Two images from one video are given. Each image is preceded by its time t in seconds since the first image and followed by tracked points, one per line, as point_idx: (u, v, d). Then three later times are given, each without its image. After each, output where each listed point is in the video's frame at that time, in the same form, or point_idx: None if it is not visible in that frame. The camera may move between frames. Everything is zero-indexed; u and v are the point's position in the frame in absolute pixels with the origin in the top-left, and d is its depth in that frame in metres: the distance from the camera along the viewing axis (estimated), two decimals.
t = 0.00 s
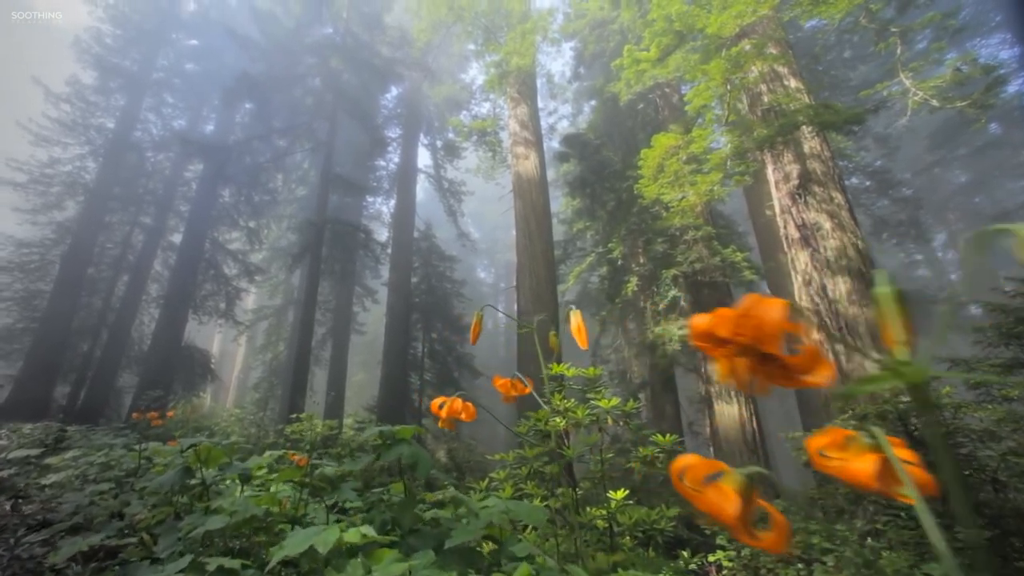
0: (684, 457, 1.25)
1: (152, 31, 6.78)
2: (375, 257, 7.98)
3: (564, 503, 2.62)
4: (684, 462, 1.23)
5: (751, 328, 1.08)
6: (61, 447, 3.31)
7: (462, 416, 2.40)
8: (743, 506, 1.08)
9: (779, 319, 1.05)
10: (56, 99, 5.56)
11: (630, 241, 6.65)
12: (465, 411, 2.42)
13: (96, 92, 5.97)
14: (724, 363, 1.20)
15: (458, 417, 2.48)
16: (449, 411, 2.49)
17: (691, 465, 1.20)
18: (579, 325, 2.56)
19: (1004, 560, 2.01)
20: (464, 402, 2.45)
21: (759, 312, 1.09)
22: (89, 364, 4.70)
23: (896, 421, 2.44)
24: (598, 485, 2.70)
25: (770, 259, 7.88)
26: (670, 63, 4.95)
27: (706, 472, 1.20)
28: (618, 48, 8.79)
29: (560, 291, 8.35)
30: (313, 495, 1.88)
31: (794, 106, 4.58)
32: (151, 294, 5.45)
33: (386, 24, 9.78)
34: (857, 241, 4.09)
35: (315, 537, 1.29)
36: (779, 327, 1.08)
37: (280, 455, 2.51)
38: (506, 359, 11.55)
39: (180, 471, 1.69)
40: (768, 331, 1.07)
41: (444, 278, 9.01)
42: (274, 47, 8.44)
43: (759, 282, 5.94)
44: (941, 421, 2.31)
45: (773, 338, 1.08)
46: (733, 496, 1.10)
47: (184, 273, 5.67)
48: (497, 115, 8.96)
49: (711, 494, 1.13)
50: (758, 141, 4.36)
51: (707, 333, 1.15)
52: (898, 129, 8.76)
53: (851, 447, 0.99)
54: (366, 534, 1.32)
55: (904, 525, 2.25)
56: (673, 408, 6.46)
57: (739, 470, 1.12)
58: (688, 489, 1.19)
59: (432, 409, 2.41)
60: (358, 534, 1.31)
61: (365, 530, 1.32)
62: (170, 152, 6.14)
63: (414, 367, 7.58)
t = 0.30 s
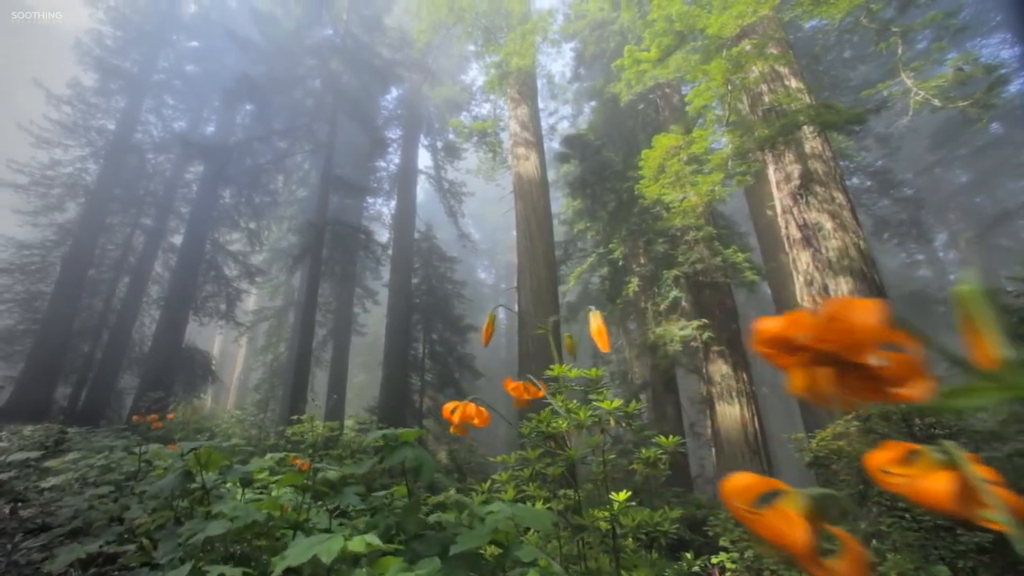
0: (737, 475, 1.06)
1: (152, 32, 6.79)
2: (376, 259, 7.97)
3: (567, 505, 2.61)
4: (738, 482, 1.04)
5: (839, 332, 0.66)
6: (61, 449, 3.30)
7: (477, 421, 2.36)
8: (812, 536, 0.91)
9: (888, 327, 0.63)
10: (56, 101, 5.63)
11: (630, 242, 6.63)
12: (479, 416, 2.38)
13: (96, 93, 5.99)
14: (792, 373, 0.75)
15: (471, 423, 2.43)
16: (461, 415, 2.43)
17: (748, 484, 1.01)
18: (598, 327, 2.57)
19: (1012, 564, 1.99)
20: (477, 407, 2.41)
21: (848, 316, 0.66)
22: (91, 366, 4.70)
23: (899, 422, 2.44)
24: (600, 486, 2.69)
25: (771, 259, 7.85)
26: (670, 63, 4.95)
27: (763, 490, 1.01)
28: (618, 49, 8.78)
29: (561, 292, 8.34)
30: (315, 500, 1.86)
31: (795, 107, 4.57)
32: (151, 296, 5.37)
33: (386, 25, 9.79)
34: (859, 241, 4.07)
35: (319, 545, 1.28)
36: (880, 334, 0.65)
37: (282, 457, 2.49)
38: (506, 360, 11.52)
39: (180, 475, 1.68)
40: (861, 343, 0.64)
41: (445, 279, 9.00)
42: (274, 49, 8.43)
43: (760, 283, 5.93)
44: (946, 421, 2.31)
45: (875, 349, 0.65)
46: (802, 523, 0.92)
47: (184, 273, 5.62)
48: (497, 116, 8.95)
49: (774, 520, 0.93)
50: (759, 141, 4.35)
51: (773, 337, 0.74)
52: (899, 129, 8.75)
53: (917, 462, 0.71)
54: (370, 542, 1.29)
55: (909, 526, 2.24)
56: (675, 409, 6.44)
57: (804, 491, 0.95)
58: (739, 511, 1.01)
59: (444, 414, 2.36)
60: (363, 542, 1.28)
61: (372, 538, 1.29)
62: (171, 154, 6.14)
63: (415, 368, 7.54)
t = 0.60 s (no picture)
0: (809, 495, 0.93)
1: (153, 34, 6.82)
2: (377, 260, 7.96)
3: (568, 507, 2.59)
4: (812, 503, 0.91)
5: (966, 330, 0.76)
6: (61, 451, 3.28)
7: (496, 424, 2.28)
8: None
9: (1023, 324, 0.70)
10: (58, 103, 5.63)
11: (631, 242, 6.64)
12: (496, 419, 2.31)
13: (98, 95, 6.01)
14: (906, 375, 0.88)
15: (487, 427, 2.34)
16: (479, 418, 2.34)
17: (823, 503, 0.88)
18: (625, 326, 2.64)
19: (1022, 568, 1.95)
20: (494, 410, 2.34)
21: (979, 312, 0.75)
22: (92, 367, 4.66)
23: (904, 423, 2.40)
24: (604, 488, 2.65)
25: (772, 259, 7.82)
26: (671, 63, 4.94)
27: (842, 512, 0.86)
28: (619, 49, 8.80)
29: (562, 293, 8.32)
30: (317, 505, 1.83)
31: (796, 106, 4.54)
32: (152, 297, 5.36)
33: (386, 26, 9.78)
34: (861, 241, 4.04)
35: (323, 553, 1.24)
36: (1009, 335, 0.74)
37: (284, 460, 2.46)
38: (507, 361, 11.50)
39: (180, 479, 1.66)
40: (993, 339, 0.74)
41: (446, 280, 8.96)
42: (274, 50, 8.42)
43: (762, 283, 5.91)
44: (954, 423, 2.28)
45: (1002, 349, 0.73)
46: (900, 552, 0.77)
47: (185, 274, 5.61)
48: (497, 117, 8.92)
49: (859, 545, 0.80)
50: (761, 142, 4.33)
51: (877, 333, 0.87)
52: (900, 129, 8.72)
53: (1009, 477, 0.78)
54: (376, 551, 1.24)
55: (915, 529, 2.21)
56: (676, 410, 6.42)
57: (893, 516, 0.82)
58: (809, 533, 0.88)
59: (461, 417, 2.27)
60: (367, 550, 1.23)
61: (376, 546, 1.25)
62: (172, 155, 6.15)
63: (416, 369, 7.51)
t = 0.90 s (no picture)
0: (915, 529, 0.96)
1: (153, 36, 6.85)
2: (377, 261, 7.95)
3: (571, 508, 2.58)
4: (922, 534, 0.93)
5: None
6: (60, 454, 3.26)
7: (514, 431, 1.97)
8: None
9: None
10: (59, 104, 5.61)
11: (632, 243, 6.64)
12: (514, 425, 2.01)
13: (98, 97, 6.02)
14: None
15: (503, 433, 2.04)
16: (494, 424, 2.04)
17: (931, 533, 0.91)
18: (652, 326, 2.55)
19: None
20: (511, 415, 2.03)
21: None
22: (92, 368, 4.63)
23: (909, 423, 2.37)
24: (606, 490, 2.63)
25: (774, 260, 7.79)
26: (672, 64, 4.93)
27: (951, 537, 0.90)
28: (618, 50, 8.83)
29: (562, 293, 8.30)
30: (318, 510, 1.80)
31: (797, 105, 4.51)
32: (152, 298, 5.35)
33: (386, 27, 9.77)
34: (863, 241, 4.03)
35: (328, 563, 1.17)
36: None
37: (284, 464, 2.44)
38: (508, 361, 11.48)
39: (180, 483, 1.65)
40: None
41: (446, 281, 8.93)
42: (274, 50, 8.41)
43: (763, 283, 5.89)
44: (959, 423, 2.25)
45: None
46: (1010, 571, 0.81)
47: (186, 276, 5.61)
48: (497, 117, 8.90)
49: (969, 573, 0.73)
50: (762, 142, 4.31)
51: None
52: (901, 129, 8.69)
53: None
54: (383, 560, 1.14)
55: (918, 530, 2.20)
56: (677, 411, 6.40)
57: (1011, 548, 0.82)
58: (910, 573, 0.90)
59: (476, 422, 1.98)
60: (372, 561, 1.12)
61: (383, 554, 1.13)
62: (172, 156, 6.17)
63: (417, 370, 7.48)
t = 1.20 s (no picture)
0: None
1: (153, 37, 6.83)
2: (377, 261, 7.93)
3: (573, 508, 2.56)
4: None
5: None
6: (58, 456, 3.23)
7: (528, 436, 1.93)
8: None
9: None
10: (59, 106, 5.53)
11: (632, 243, 6.63)
12: (528, 431, 1.96)
13: (98, 98, 5.98)
14: None
15: (516, 439, 2.00)
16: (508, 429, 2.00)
17: None
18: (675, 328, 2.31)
19: None
20: (525, 420, 1.99)
21: None
22: (92, 370, 4.60)
23: (913, 423, 2.36)
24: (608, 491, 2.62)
25: (774, 260, 7.77)
26: (672, 64, 4.92)
27: None
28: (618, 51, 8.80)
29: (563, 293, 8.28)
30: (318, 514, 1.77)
31: (798, 105, 4.48)
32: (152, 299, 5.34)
33: (385, 28, 9.77)
34: (864, 240, 4.02)
35: (331, 571, 1.13)
36: None
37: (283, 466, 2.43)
38: (508, 362, 11.46)
39: (178, 488, 1.64)
40: None
41: (446, 282, 8.91)
42: (274, 51, 8.42)
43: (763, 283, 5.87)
44: (964, 423, 2.23)
45: None
46: None
47: (186, 277, 5.60)
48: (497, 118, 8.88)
49: None
50: (763, 141, 4.30)
51: None
52: (901, 129, 8.68)
53: None
54: (387, 567, 1.11)
55: (924, 532, 2.18)
56: (678, 411, 6.38)
57: None
58: None
59: (488, 426, 1.96)
60: (377, 570, 1.07)
61: (387, 562, 1.09)
62: (173, 158, 6.14)
63: (417, 370, 7.46)
